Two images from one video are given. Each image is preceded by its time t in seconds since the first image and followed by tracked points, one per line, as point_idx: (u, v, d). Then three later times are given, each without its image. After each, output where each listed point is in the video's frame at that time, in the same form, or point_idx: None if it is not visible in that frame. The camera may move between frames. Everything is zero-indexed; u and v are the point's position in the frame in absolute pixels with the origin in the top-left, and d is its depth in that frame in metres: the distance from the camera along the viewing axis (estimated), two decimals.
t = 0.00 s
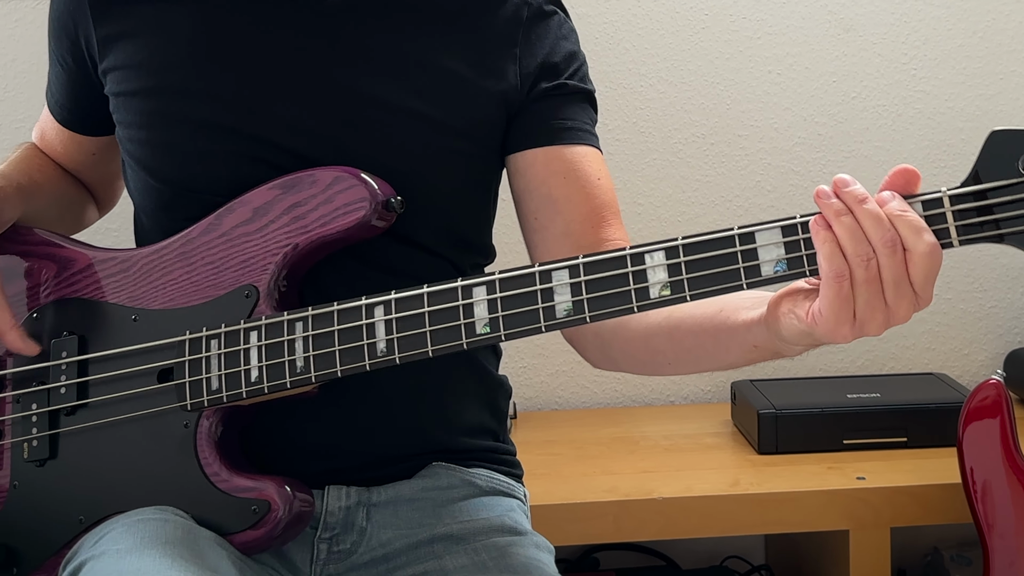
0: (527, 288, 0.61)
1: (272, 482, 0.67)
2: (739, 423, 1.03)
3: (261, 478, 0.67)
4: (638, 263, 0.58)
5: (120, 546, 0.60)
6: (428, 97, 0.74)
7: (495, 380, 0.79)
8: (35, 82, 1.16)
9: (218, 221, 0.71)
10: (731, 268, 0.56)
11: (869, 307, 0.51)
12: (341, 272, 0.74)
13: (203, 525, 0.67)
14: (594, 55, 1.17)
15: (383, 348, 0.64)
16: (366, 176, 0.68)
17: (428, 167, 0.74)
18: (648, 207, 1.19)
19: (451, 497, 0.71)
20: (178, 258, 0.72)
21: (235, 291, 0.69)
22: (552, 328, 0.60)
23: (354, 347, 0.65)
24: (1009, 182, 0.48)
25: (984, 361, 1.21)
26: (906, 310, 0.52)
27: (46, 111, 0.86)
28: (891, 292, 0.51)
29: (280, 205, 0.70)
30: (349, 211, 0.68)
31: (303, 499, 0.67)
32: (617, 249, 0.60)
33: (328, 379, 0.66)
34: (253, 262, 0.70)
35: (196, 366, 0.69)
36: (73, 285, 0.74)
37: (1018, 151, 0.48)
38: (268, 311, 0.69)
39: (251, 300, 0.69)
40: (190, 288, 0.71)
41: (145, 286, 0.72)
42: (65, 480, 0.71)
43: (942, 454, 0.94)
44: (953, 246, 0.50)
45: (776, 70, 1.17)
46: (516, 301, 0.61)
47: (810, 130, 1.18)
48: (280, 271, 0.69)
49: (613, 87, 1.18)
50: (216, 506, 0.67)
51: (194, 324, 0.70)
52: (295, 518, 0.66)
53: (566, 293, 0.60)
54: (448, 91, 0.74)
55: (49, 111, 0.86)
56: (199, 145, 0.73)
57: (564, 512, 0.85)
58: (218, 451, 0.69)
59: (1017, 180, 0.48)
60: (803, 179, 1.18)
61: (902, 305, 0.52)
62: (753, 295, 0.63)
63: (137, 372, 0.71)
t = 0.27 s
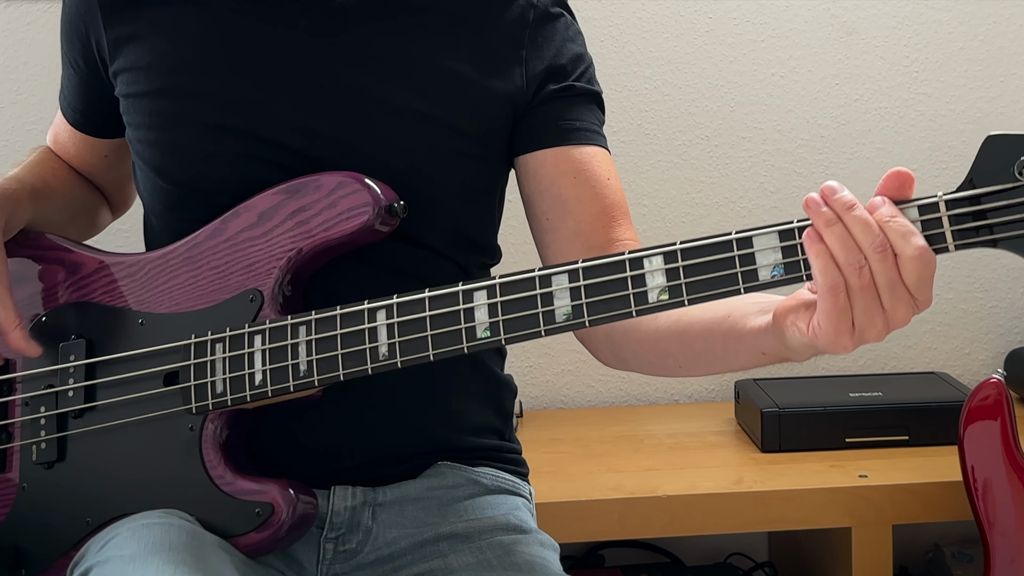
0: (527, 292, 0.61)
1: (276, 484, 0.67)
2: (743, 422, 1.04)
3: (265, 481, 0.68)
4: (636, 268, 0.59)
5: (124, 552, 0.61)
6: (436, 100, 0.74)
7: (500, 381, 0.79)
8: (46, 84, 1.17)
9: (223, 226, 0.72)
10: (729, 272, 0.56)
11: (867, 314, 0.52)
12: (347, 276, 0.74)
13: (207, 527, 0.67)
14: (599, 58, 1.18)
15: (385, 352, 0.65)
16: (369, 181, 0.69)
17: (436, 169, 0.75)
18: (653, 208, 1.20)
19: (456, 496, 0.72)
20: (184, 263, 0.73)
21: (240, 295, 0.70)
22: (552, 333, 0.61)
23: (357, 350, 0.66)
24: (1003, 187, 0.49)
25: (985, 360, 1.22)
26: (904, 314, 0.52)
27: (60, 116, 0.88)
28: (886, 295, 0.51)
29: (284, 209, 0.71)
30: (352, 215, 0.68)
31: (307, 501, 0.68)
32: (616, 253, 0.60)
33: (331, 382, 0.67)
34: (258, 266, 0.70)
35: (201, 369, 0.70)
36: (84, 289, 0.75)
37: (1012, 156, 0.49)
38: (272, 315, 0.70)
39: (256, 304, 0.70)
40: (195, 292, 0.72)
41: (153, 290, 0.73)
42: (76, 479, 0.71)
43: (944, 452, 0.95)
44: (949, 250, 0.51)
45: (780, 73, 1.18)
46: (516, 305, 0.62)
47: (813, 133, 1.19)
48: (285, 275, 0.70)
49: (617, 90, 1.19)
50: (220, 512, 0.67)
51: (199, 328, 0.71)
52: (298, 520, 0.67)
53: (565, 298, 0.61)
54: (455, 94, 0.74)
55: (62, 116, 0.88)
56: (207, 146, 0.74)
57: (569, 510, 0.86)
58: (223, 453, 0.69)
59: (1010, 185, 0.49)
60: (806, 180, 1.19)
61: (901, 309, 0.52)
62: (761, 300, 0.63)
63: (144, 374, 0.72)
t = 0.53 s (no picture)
0: (533, 290, 0.62)
1: (286, 480, 0.68)
2: (747, 420, 1.05)
3: (274, 476, 0.68)
4: (641, 267, 0.59)
5: (135, 540, 0.62)
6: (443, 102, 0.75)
7: (506, 380, 0.80)
8: (58, 87, 1.18)
9: (233, 223, 0.73)
10: (732, 271, 0.57)
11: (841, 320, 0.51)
12: (355, 275, 0.75)
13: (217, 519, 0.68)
14: (604, 60, 1.19)
15: (393, 348, 0.66)
16: (377, 180, 0.70)
17: (442, 169, 0.75)
18: (657, 209, 1.21)
19: (463, 493, 0.73)
20: (194, 259, 0.74)
21: (249, 292, 0.71)
22: (558, 330, 0.62)
23: (365, 347, 0.67)
24: (1005, 187, 0.50)
25: (986, 360, 1.23)
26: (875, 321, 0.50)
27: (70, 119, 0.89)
28: (858, 304, 0.49)
29: (294, 207, 0.72)
30: (360, 213, 0.69)
31: (317, 496, 0.69)
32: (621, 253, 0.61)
33: (340, 379, 0.68)
34: (267, 263, 0.71)
35: (211, 366, 0.71)
36: (95, 285, 0.76)
37: (1014, 157, 0.50)
38: (282, 312, 0.70)
39: (265, 301, 0.71)
40: (205, 289, 0.73)
41: (163, 287, 0.74)
42: (87, 475, 0.72)
43: (945, 451, 0.96)
44: (950, 250, 0.52)
45: (783, 76, 1.19)
46: (523, 303, 0.63)
47: (816, 135, 1.19)
48: (293, 273, 0.71)
49: (622, 92, 1.20)
50: (231, 502, 0.68)
51: (209, 324, 0.72)
52: (307, 515, 0.67)
53: (571, 295, 0.61)
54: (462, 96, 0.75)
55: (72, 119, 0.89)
56: (216, 148, 0.75)
57: (574, 507, 0.87)
58: (234, 450, 0.70)
59: (1012, 185, 0.50)
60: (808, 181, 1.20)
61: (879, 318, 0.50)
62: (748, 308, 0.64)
63: (154, 370, 0.73)
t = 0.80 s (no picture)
0: (536, 294, 0.63)
1: (293, 482, 0.69)
2: (750, 419, 1.06)
3: (283, 478, 0.69)
4: (644, 270, 0.60)
5: (147, 547, 0.62)
6: (450, 104, 0.76)
7: (511, 378, 0.81)
8: (70, 89, 1.20)
9: (240, 226, 0.73)
10: (732, 276, 0.57)
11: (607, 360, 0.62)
12: (362, 276, 0.76)
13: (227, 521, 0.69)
14: (610, 63, 1.21)
15: (398, 352, 0.67)
16: (382, 184, 0.70)
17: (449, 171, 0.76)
18: (662, 210, 1.22)
19: (470, 491, 0.74)
20: (203, 263, 0.74)
21: (257, 296, 0.72)
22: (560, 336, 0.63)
23: (370, 351, 0.67)
24: (1004, 192, 0.50)
25: (987, 359, 1.24)
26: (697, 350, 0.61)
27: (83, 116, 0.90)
28: (689, 344, 0.59)
29: (300, 211, 0.72)
30: (365, 217, 0.70)
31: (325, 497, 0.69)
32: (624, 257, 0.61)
33: (346, 382, 0.69)
34: (274, 266, 0.72)
35: (219, 369, 0.72)
36: (105, 288, 0.77)
37: (1012, 163, 0.50)
38: (289, 316, 0.71)
39: (272, 305, 0.71)
40: (213, 293, 0.74)
41: (172, 290, 0.75)
42: (101, 472, 0.73)
43: (946, 449, 0.97)
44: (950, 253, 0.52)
45: (785, 78, 1.20)
46: (526, 307, 0.63)
47: (818, 137, 1.20)
48: (300, 276, 0.72)
49: (627, 95, 1.21)
50: (239, 502, 0.69)
51: (217, 327, 0.73)
52: (314, 518, 0.68)
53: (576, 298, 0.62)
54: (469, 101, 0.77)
55: (85, 116, 0.90)
56: (227, 151, 0.76)
57: (579, 505, 0.87)
58: (242, 453, 0.71)
59: (1010, 191, 0.50)
60: (811, 182, 1.21)
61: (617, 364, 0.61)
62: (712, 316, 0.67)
63: (163, 372, 0.73)
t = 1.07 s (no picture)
0: (544, 289, 0.64)
1: (304, 474, 0.69)
2: (753, 418, 1.07)
3: (293, 471, 0.70)
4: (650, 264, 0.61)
5: (159, 533, 0.63)
6: (456, 107, 0.77)
7: (518, 377, 0.82)
8: (80, 91, 1.21)
9: (250, 224, 0.75)
10: (738, 268, 0.58)
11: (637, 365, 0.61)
12: (370, 275, 0.77)
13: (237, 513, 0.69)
14: (615, 65, 1.22)
15: (408, 346, 0.68)
16: (391, 181, 0.71)
17: (455, 172, 0.77)
18: (666, 211, 1.24)
19: (476, 488, 0.74)
20: (213, 260, 0.75)
21: (267, 292, 0.73)
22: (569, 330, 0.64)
23: (380, 345, 0.68)
24: (1005, 183, 0.51)
25: (988, 359, 1.25)
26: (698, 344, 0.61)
27: (94, 118, 0.91)
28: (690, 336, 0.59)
29: (309, 208, 0.73)
30: (374, 213, 0.71)
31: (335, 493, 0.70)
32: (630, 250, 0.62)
33: (356, 375, 0.70)
34: (284, 263, 0.73)
35: (230, 363, 0.72)
36: (115, 285, 0.78)
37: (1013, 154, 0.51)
38: (299, 311, 0.72)
39: (282, 300, 0.72)
40: (223, 288, 0.75)
41: (183, 286, 0.76)
42: (113, 469, 0.74)
43: (948, 447, 0.98)
44: (952, 245, 0.53)
45: (789, 80, 1.21)
46: (535, 301, 0.64)
47: (821, 138, 1.21)
48: (309, 272, 0.73)
49: (631, 97, 1.22)
50: (250, 496, 0.70)
51: (228, 322, 0.74)
52: (326, 509, 0.69)
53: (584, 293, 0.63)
54: (476, 104, 0.77)
55: (96, 118, 0.91)
56: (238, 153, 0.77)
57: (585, 502, 0.88)
58: (253, 445, 0.72)
59: (1012, 182, 0.51)
60: (813, 183, 1.22)
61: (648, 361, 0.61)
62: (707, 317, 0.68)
63: (174, 369, 0.74)
